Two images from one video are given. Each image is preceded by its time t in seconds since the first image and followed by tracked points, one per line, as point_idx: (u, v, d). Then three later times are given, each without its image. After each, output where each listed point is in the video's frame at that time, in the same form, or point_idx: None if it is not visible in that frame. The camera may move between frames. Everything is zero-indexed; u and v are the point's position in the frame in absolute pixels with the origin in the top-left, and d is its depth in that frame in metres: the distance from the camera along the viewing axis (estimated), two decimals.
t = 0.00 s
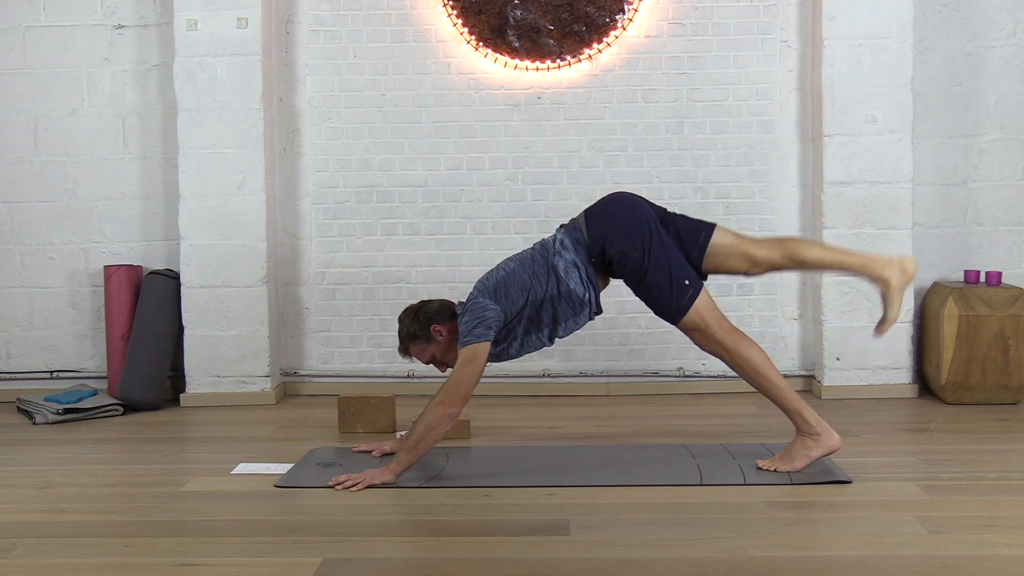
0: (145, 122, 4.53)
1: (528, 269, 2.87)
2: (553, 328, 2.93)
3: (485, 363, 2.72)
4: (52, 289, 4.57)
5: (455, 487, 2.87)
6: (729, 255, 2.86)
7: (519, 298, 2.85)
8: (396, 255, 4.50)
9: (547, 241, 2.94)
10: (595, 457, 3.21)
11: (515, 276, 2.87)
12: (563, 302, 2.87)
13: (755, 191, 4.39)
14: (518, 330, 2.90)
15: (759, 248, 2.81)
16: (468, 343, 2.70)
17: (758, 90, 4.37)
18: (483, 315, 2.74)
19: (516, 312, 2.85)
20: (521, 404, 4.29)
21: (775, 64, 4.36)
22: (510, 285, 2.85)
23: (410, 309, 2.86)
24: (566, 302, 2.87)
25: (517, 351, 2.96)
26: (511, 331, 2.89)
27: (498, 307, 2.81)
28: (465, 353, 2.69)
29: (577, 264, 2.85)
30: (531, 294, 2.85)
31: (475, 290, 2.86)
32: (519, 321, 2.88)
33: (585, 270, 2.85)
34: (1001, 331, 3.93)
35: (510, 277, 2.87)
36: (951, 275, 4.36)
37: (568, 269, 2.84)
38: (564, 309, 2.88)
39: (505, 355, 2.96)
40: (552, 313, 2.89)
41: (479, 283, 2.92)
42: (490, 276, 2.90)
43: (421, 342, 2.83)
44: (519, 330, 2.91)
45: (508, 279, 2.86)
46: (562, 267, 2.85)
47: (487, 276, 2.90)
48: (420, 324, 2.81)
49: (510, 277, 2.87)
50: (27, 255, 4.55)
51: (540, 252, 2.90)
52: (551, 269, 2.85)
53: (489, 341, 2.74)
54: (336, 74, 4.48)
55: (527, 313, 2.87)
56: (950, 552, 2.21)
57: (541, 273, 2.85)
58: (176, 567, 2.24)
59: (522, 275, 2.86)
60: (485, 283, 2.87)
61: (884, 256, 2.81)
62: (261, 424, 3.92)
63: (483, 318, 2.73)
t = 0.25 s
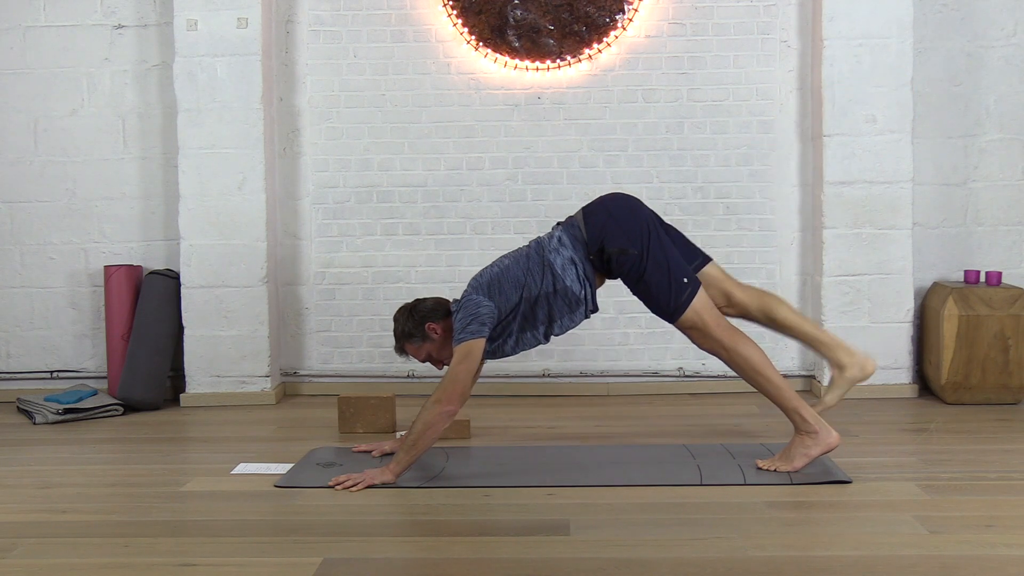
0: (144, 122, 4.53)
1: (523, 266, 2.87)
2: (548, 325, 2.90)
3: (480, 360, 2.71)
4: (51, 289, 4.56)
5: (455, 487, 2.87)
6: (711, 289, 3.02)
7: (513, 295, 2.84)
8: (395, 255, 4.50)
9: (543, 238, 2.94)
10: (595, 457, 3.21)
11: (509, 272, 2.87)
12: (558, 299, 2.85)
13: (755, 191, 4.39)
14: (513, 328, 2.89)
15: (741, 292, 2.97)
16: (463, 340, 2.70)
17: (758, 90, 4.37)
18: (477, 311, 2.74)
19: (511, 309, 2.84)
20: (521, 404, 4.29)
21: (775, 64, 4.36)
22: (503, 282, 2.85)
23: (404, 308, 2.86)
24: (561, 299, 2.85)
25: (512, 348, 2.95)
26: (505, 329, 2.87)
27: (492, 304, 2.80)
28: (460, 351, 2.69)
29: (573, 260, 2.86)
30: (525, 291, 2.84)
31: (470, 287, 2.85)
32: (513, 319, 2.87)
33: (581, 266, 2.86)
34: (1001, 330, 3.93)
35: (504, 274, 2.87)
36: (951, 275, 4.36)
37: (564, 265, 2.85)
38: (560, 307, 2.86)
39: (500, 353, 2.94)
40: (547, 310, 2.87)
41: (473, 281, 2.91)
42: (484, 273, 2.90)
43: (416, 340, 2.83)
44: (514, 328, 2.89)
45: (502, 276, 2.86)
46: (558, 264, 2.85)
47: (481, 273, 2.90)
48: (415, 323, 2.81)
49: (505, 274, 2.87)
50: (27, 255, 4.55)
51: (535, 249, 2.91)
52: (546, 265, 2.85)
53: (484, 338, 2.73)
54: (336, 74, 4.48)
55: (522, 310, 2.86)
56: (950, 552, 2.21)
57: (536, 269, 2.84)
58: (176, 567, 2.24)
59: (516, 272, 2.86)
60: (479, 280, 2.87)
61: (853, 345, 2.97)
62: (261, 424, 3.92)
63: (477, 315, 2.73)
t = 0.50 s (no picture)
0: (144, 122, 4.53)
1: (517, 263, 2.85)
2: (543, 322, 2.90)
3: (477, 358, 2.72)
4: (51, 289, 4.56)
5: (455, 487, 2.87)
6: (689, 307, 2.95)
7: (508, 292, 2.82)
8: (395, 255, 4.50)
9: (537, 234, 2.92)
10: (595, 457, 3.21)
11: (503, 269, 2.84)
12: (553, 297, 2.85)
13: (755, 191, 4.39)
14: (508, 325, 2.88)
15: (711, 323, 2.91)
16: (459, 338, 2.70)
17: (758, 90, 4.37)
18: (472, 309, 2.73)
19: (505, 306, 2.83)
20: (521, 404, 4.29)
21: (775, 64, 4.36)
22: (497, 279, 2.83)
23: (398, 307, 2.86)
24: (556, 297, 2.85)
25: (507, 345, 2.94)
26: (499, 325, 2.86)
27: (487, 301, 2.79)
28: (456, 349, 2.69)
29: (568, 258, 2.85)
30: (519, 288, 2.83)
31: (464, 284, 2.83)
32: (507, 316, 2.86)
33: (576, 264, 2.85)
34: (1001, 330, 3.94)
35: (498, 271, 2.84)
36: (951, 275, 4.36)
37: (559, 263, 2.84)
38: (555, 304, 2.86)
39: (494, 350, 2.94)
40: (542, 307, 2.87)
41: (466, 277, 2.89)
42: (478, 269, 2.88)
43: (410, 340, 2.83)
44: (508, 324, 2.88)
45: (496, 272, 2.84)
46: (552, 261, 2.84)
47: (474, 270, 2.87)
48: (408, 322, 2.81)
49: (498, 271, 2.84)
50: (27, 254, 4.55)
51: (529, 245, 2.89)
52: (541, 262, 2.84)
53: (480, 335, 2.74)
54: (336, 74, 4.48)
55: (517, 307, 2.85)
56: (950, 552, 2.21)
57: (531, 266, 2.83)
58: (176, 567, 2.24)
59: (511, 269, 2.84)
60: (473, 277, 2.84)
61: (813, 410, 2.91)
62: (261, 424, 3.92)
63: (472, 313, 2.73)
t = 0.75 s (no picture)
0: (145, 122, 4.52)
1: (511, 261, 2.84)
2: (536, 320, 2.89)
3: (474, 355, 2.71)
4: (51, 289, 4.56)
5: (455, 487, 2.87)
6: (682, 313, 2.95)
7: (502, 290, 2.82)
8: (395, 255, 4.50)
9: (532, 232, 2.91)
10: (595, 457, 3.21)
11: (498, 267, 2.83)
12: (547, 295, 2.84)
13: (755, 191, 4.39)
14: (502, 322, 2.87)
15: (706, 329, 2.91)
16: (455, 336, 2.69)
17: (758, 90, 4.37)
18: (467, 307, 2.73)
19: (500, 304, 2.82)
20: (521, 404, 4.29)
21: (775, 64, 4.36)
22: (492, 277, 2.82)
23: (391, 304, 2.85)
24: (550, 295, 2.85)
25: (500, 343, 2.93)
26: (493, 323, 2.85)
27: (482, 299, 2.78)
28: (453, 347, 2.68)
29: (564, 256, 2.84)
30: (514, 286, 2.82)
31: (458, 282, 2.82)
32: (501, 314, 2.85)
33: (571, 263, 2.85)
34: (1001, 331, 3.94)
35: (493, 268, 2.83)
36: (951, 275, 4.36)
37: (554, 261, 2.83)
38: (549, 302, 2.85)
39: (488, 348, 2.93)
40: (536, 305, 2.86)
41: (461, 274, 2.88)
42: (472, 267, 2.87)
43: (404, 337, 2.83)
44: (503, 322, 2.87)
45: (491, 270, 2.83)
46: (547, 259, 2.83)
47: (469, 268, 2.87)
48: (403, 319, 2.81)
49: (493, 268, 2.83)
50: (27, 255, 4.55)
51: (524, 243, 2.88)
52: (536, 260, 2.83)
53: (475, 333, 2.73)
54: (336, 74, 4.48)
55: (511, 305, 2.84)
56: (950, 552, 2.21)
57: (526, 264, 2.82)
58: (176, 567, 2.24)
59: (505, 267, 2.83)
60: (468, 275, 2.83)
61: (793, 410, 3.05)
62: (261, 424, 3.92)
63: (467, 311, 2.72)
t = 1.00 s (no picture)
0: (145, 122, 4.53)
1: (515, 262, 2.83)
2: (538, 321, 2.89)
3: (476, 356, 2.71)
4: (51, 289, 4.57)
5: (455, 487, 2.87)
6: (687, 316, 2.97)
7: (505, 292, 2.81)
8: (396, 255, 4.50)
9: (536, 233, 2.90)
10: (595, 457, 3.21)
11: (501, 268, 2.82)
12: (549, 296, 2.83)
13: (755, 191, 4.39)
14: (504, 323, 2.86)
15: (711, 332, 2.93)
16: (457, 338, 2.70)
17: (758, 90, 4.37)
18: (470, 309, 2.72)
19: (502, 306, 2.81)
20: (521, 404, 4.29)
21: (775, 64, 4.36)
22: (495, 278, 2.81)
23: (394, 304, 2.84)
24: (552, 296, 2.84)
25: (502, 344, 2.92)
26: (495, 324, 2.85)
27: (484, 301, 2.77)
28: (455, 348, 2.69)
29: (567, 258, 2.83)
30: (517, 287, 2.81)
31: (461, 283, 2.82)
32: (503, 315, 2.84)
33: (573, 265, 2.83)
34: (1001, 331, 3.94)
35: (496, 269, 2.82)
36: (951, 275, 4.36)
37: (557, 263, 2.82)
38: (551, 304, 2.85)
39: (489, 348, 2.93)
40: (538, 306, 2.85)
41: (464, 275, 2.87)
42: (475, 268, 2.86)
43: (406, 336, 2.82)
44: (504, 323, 2.86)
45: (494, 271, 2.82)
46: (551, 261, 2.82)
47: (471, 268, 2.86)
48: (405, 318, 2.80)
49: (496, 270, 2.82)
50: (27, 255, 4.55)
51: (528, 244, 2.86)
52: (540, 262, 2.82)
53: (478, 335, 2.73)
54: (336, 74, 4.48)
55: (514, 307, 2.83)
56: (950, 552, 2.21)
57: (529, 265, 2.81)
58: (176, 567, 2.23)
59: (508, 268, 2.82)
60: (471, 275, 2.82)
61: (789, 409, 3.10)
62: (261, 424, 3.92)
63: (470, 312, 2.71)
